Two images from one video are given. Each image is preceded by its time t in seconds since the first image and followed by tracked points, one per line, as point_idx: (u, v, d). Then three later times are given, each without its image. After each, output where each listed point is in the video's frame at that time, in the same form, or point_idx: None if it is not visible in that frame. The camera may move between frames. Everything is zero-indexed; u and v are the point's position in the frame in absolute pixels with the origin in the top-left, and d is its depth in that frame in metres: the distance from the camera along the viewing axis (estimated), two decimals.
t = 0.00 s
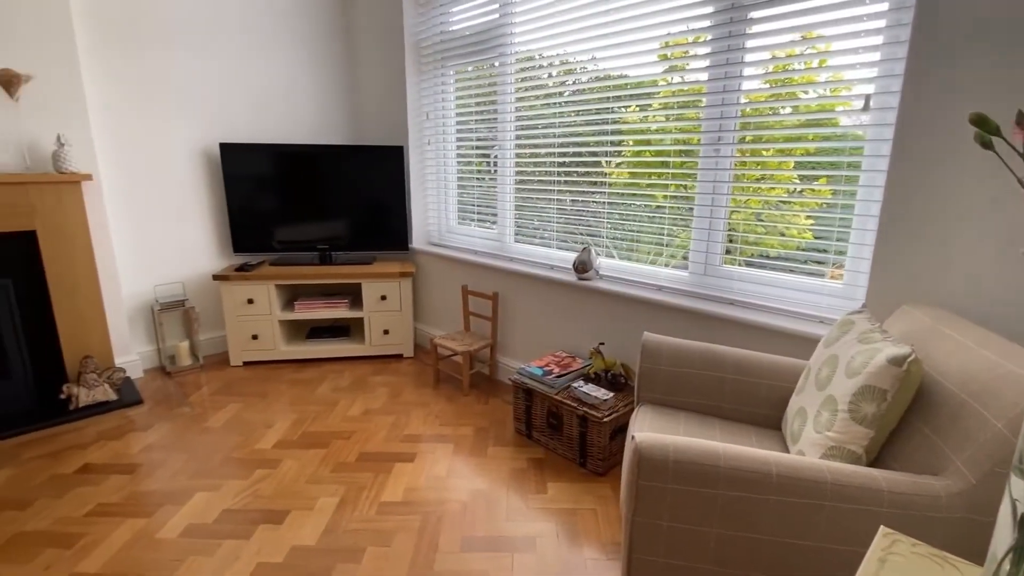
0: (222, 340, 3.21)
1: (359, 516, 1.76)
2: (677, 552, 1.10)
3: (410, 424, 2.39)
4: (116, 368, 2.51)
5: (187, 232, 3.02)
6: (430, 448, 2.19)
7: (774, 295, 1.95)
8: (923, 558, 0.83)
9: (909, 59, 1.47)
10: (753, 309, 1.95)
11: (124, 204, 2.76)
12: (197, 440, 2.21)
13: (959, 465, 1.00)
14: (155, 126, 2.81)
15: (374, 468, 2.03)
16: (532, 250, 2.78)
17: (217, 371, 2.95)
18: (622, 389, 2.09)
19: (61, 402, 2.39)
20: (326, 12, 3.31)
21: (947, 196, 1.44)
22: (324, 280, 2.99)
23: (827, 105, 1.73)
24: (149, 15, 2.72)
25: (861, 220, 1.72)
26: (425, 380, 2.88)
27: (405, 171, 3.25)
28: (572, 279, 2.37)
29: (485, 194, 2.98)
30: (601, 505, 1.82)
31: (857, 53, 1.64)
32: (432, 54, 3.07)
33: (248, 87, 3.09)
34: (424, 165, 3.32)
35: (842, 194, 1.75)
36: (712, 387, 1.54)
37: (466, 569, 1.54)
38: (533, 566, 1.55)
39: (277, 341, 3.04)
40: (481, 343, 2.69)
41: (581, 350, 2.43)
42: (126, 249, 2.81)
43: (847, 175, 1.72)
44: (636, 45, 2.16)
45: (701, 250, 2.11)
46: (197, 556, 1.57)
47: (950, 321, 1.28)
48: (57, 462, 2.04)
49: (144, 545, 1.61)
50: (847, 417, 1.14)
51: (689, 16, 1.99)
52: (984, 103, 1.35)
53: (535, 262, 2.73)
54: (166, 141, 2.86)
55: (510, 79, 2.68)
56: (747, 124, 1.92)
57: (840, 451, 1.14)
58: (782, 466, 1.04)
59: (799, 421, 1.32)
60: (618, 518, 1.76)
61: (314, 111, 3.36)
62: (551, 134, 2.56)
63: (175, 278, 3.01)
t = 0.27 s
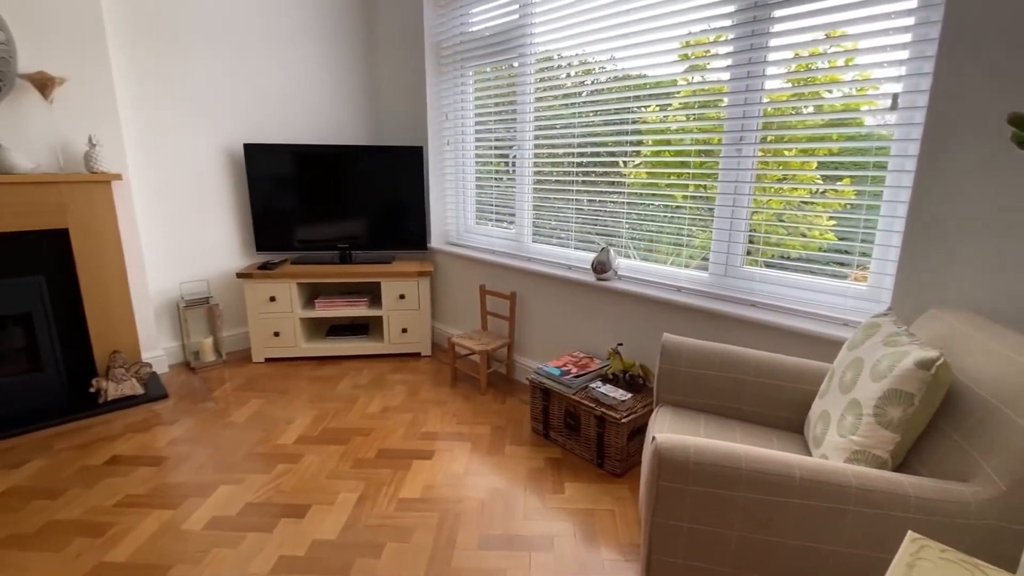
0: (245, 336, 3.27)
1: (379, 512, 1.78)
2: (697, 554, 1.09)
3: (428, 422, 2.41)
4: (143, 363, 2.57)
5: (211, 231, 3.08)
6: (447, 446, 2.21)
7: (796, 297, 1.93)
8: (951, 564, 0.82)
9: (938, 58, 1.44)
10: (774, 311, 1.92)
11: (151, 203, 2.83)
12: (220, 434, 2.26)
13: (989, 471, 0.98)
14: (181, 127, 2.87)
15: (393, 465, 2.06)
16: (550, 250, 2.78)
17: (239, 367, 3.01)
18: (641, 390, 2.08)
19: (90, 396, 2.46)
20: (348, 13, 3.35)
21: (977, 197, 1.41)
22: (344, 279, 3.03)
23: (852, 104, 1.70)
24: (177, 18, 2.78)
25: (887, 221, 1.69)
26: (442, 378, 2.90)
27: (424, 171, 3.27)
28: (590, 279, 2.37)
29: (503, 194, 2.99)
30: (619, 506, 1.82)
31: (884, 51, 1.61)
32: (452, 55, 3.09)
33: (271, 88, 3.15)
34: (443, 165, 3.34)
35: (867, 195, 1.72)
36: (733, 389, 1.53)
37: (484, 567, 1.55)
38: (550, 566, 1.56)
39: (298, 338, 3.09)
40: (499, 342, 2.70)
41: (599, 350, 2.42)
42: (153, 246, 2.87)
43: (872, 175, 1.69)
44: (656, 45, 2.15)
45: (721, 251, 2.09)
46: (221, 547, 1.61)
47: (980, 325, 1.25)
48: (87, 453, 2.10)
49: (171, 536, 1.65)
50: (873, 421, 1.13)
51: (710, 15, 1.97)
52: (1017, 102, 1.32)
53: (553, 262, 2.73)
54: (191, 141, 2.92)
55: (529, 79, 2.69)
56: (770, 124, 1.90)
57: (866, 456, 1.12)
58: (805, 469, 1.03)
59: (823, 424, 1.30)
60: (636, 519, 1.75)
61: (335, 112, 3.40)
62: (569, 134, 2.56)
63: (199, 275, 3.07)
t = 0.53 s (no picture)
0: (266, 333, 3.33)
1: (397, 508, 1.80)
2: (717, 556, 1.08)
3: (446, 420, 2.43)
4: (169, 359, 2.62)
5: (235, 230, 3.14)
6: (465, 444, 2.22)
7: (819, 298, 1.90)
8: (981, 569, 0.80)
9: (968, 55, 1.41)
10: (796, 312, 1.90)
11: (177, 202, 2.89)
12: (243, 429, 2.30)
13: (1020, 477, 0.96)
14: (206, 128, 2.93)
15: (411, 462, 2.08)
16: (568, 251, 2.78)
17: (261, 363, 3.06)
18: (659, 391, 2.07)
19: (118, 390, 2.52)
20: (368, 15, 3.39)
21: (1008, 197, 1.38)
22: (363, 277, 3.07)
23: (877, 103, 1.68)
24: (203, 21, 2.84)
25: (914, 222, 1.65)
26: (460, 377, 2.92)
27: (443, 171, 3.29)
28: (608, 279, 2.37)
29: (521, 194, 2.99)
30: (636, 507, 1.81)
31: (912, 50, 1.58)
32: (471, 56, 3.11)
33: (294, 89, 3.20)
34: (461, 165, 3.36)
35: (893, 196, 1.69)
36: (754, 391, 1.52)
37: (501, 564, 1.56)
38: (567, 565, 1.56)
39: (318, 336, 3.14)
40: (516, 341, 2.71)
41: (616, 350, 2.42)
42: (179, 245, 2.94)
43: (899, 176, 1.66)
44: (676, 44, 2.14)
45: (742, 252, 2.07)
46: (244, 539, 1.64)
47: (1011, 328, 1.22)
48: (115, 445, 2.16)
49: (195, 527, 1.69)
50: (899, 425, 1.11)
51: (731, 14, 1.95)
52: None
53: (570, 262, 2.73)
54: (216, 142, 2.98)
55: (548, 79, 2.69)
56: (792, 124, 1.87)
57: (891, 460, 1.11)
58: (828, 472, 1.02)
59: (846, 427, 1.28)
60: (654, 520, 1.75)
61: (355, 112, 3.45)
62: (588, 134, 2.56)
63: (223, 273, 3.13)
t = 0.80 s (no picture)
0: (287, 331, 3.38)
1: (415, 504, 1.82)
2: (738, 558, 1.08)
3: (463, 418, 2.45)
4: (194, 355, 2.68)
5: (257, 229, 3.19)
6: (482, 443, 2.23)
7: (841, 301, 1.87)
8: None
9: (1000, 54, 1.38)
10: (819, 314, 1.87)
11: (202, 201, 2.95)
12: (265, 424, 2.34)
13: None
14: (230, 128, 2.99)
15: (428, 459, 2.10)
16: (586, 251, 2.78)
17: (281, 360, 3.11)
18: (678, 393, 2.06)
19: (144, 384, 2.59)
20: (388, 17, 3.42)
21: None
22: (382, 276, 3.10)
23: (903, 102, 1.65)
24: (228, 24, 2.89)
25: (942, 223, 1.62)
26: (476, 376, 2.94)
27: (461, 171, 3.31)
28: (626, 280, 2.36)
29: (538, 194, 3.00)
30: (654, 508, 1.81)
31: (940, 48, 1.55)
32: (490, 57, 3.12)
33: (315, 90, 3.24)
34: (479, 165, 3.37)
35: (920, 197, 1.66)
36: (775, 393, 1.51)
37: (518, 563, 1.57)
38: (585, 565, 1.56)
39: (337, 333, 3.18)
40: (533, 341, 2.72)
41: (634, 351, 2.41)
42: (203, 243, 3.00)
43: (926, 176, 1.63)
44: (696, 43, 2.12)
45: (763, 253, 2.05)
46: (266, 532, 1.67)
47: None
48: (142, 439, 2.22)
49: (219, 520, 1.73)
50: (925, 429, 1.09)
51: (753, 12, 1.94)
52: None
53: (588, 262, 2.73)
54: (239, 142, 3.04)
55: (566, 79, 2.69)
56: (816, 123, 1.85)
57: (917, 465, 1.09)
58: (852, 475, 1.01)
59: (870, 432, 1.26)
60: (672, 522, 1.74)
61: (375, 113, 3.48)
62: (606, 134, 2.55)
63: (245, 271, 3.19)
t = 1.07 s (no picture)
0: (307, 328, 3.43)
1: (433, 501, 1.84)
2: (758, 561, 1.07)
3: (479, 417, 2.46)
4: (216, 351, 2.75)
5: (278, 227, 3.24)
6: (498, 441, 2.24)
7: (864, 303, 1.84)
8: None
9: None
10: (841, 316, 1.84)
11: (225, 200, 3.01)
12: (285, 420, 2.38)
13: None
14: (253, 129, 3.04)
15: (445, 457, 2.11)
16: (603, 251, 2.77)
17: (301, 357, 3.16)
18: (696, 394, 2.05)
19: (169, 379, 2.65)
20: (408, 18, 3.45)
21: None
22: (400, 275, 3.13)
23: (930, 101, 1.62)
24: (251, 26, 2.94)
25: (970, 224, 1.59)
26: (493, 375, 2.95)
27: (479, 171, 3.32)
28: (644, 280, 2.35)
29: (555, 194, 3.00)
30: (671, 510, 1.80)
31: (969, 45, 1.52)
32: (508, 57, 3.13)
33: (335, 91, 3.28)
34: (496, 165, 3.38)
35: (947, 197, 1.63)
36: (796, 396, 1.49)
37: (535, 561, 1.57)
38: (601, 565, 1.56)
39: (356, 331, 3.21)
40: (550, 341, 2.72)
41: (651, 352, 2.40)
42: (225, 241, 3.06)
43: (954, 176, 1.60)
44: (717, 42, 2.11)
45: (784, 254, 2.02)
46: (286, 526, 1.70)
47: None
48: (166, 432, 2.27)
49: (241, 513, 1.76)
50: (952, 434, 1.07)
51: (775, 11, 1.92)
52: None
53: (605, 262, 2.72)
54: (261, 142, 3.09)
55: (585, 79, 2.68)
56: (840, 122, 1.82)
57: (943, 470, 1.07)
58: (876, 479, 1.00)
59: (894, 435, 1.25)
60: (689, 524, 1.73)
61: (394, 113, 3.52)
62: (624, 134, 2.54)
63: (266, 270, 3.24)
